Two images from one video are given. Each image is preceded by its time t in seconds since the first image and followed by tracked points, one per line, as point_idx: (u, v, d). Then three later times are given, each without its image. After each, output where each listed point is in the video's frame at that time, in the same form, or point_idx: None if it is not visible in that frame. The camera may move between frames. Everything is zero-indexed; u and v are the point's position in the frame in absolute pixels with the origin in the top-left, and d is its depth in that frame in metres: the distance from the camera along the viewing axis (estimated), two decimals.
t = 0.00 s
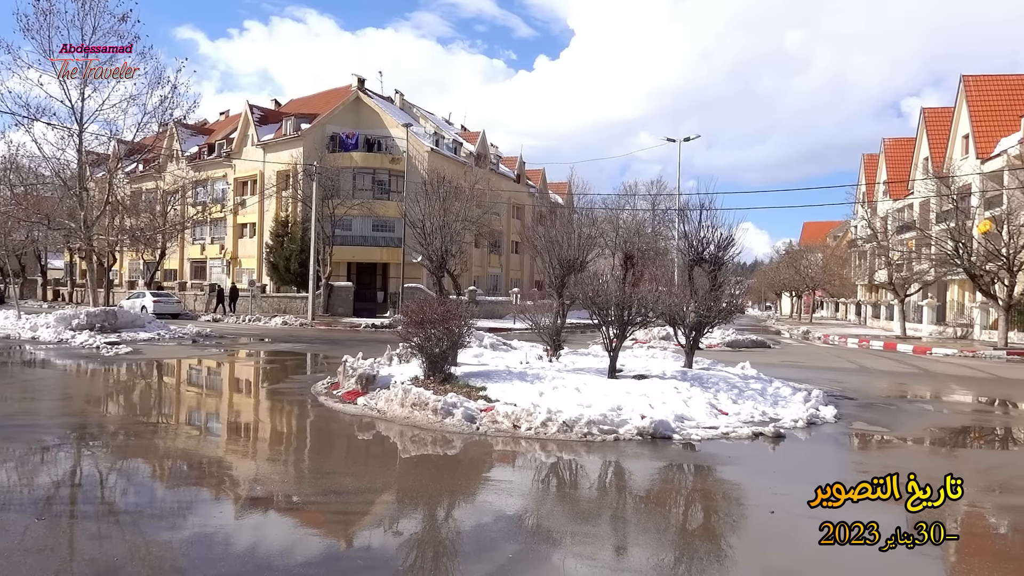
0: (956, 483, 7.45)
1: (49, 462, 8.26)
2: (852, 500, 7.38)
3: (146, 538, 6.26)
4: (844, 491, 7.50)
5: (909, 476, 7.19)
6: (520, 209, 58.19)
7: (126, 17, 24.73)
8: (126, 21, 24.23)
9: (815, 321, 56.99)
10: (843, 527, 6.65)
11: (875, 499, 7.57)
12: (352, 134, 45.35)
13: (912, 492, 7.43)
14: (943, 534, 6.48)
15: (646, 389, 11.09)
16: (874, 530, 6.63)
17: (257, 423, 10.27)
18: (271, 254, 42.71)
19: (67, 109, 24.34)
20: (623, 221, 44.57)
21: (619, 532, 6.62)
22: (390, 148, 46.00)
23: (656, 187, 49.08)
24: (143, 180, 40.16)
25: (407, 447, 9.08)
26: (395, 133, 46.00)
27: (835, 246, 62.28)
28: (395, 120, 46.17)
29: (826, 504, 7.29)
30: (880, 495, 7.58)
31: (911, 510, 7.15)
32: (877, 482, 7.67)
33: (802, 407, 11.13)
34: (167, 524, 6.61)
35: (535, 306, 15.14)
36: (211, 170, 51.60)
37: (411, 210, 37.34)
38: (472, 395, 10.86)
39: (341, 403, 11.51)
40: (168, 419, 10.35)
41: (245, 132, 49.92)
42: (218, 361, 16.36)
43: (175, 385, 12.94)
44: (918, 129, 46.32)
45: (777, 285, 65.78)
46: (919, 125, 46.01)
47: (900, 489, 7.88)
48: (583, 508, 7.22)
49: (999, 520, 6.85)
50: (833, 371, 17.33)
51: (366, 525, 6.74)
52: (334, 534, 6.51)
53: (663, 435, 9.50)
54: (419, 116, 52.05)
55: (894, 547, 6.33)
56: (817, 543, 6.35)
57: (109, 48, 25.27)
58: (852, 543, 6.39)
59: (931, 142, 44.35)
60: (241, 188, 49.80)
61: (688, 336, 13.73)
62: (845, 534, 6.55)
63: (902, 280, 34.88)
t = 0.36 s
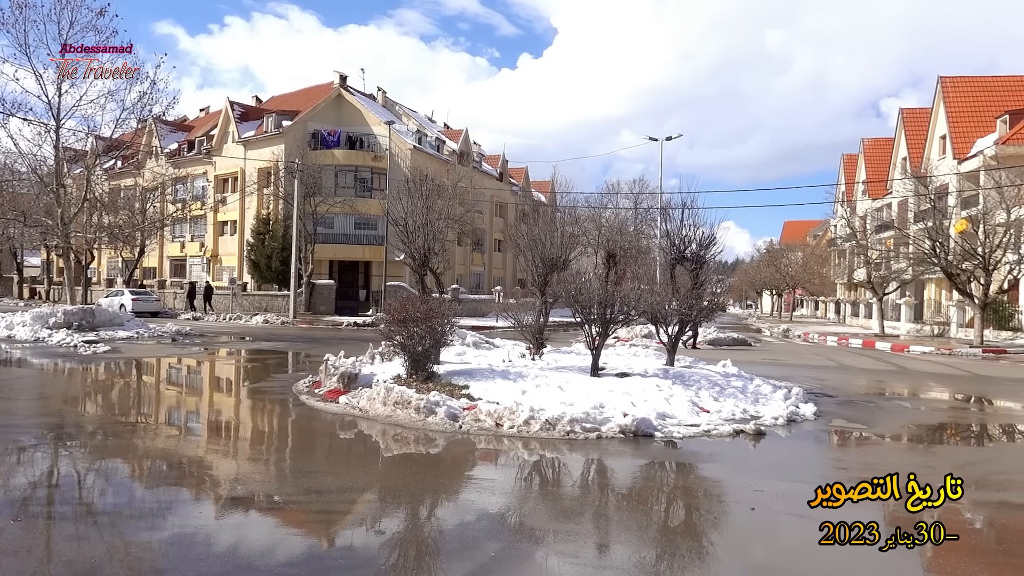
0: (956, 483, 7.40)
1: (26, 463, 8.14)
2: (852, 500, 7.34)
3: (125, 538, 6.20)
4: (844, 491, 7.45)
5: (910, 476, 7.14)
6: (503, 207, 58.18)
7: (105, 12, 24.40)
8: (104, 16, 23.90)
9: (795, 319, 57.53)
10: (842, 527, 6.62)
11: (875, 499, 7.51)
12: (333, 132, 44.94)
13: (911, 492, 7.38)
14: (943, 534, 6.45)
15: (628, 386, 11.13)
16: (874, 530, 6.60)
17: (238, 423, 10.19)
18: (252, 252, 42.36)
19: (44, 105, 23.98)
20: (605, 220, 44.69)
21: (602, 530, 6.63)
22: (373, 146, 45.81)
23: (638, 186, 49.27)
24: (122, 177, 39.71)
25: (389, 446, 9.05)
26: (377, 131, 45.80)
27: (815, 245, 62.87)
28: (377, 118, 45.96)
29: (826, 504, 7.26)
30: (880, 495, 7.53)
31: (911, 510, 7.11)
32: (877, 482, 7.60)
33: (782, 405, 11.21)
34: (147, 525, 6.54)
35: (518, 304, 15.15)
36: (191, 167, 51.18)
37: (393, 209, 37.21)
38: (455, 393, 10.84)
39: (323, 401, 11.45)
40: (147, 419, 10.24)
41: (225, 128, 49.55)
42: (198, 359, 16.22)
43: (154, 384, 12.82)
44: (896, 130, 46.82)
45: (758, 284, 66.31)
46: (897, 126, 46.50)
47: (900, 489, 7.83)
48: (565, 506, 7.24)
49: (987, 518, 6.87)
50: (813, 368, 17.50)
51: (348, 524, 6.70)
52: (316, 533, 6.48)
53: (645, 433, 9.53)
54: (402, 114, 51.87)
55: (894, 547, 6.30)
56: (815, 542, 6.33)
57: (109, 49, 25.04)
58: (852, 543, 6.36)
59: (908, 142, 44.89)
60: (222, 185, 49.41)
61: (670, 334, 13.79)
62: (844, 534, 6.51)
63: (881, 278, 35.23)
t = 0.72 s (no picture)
0: (955, 483, 7.39)
1: None
2: (853, 500, 7.33)
3: (101, 542, 6.11)
4: (844, 491, 7.45)
5: (910, 476, 7.12)
6: (483, 207, 58.14)
7: (80, 8, 24.08)
8: (78, 12, 23.58)
9: (773, 318, 58.07)
10: (843, 527, 6.61)
11: (876, 499, 7.49)
12: (313, 131, 44.89)
13: (912, 492, 7.37)
14: (943, 534, 6.45)
15: (608, 386, 11.17)
16: (874, 530, 6.60)
17: (217, 424, 10.09)
18: (231, 251, 42.00)
19: (17, 101, 23.61)
20: (585, 219, 44.82)
21: (582, 529, 6.64)
22: (352, 145, 45.62)
23: (618, 186, 49.49)
24: (98, 176, 39.18)
25: (369, 446, 9.00)
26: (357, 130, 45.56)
27: (793, 244, 63.53)
28: (357, 117, 45.73)
29: (826, 504, 7.26)
30: (879, 495, 7.51)
31: (911, 510, 7.10)
32: (877, 482, 7.59)
33: (761, 404, 11.31)
34: (124, 527, 6.45)
35: (498, 303, 15.16)
36: (168, 165, 50.66)
37: (373, 208, 37.06)
38: (436, 393, 10.82)
39: (302, 402, 11.37)
40: (123, 420, 10.11)
41: (203, 126, 49.11)
42: (175, 360, 16.05)
43: (130, 385, 12.65)
44: (872, 131, 47.35)
45: (737, 283, 66.89)
46: (873, 127, 47.03)
47: (900, 489, 7.82)
48: (546, 506, 7.23)
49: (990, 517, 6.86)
50: (790, 367, 17.70)
51: (328, 525, 6.66)
52: (295, 535, 6.43)
53: (625, 432, 9.57)
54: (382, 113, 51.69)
55: (894, 546, 6.29)
56: (815, 542, 6.32)
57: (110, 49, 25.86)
58: (852, 543, 6.36)
59: (884, 143, 45.41)
60: (200, 184, 48.98)
61: (650, 333, 13.84)
62: (845, 534, 6.51)
63: (857, 278, 35.65)
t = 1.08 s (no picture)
0: (956, 483, 7.44)
1: None
2: (853, 500, 7.40)
3: (72, 548, 6.00)
4: (843, 490, 7.52)
5: (910, 477, 7.18)
6: (461, 208, 58.09)
7: (52, 5, 23.66)
8: (49, 10, 23.14)
9: (749, 320, 58.67)
10: (843, 527, 6.67)
11: (875, 499, 7.56)
12: (290, 131, 44.69)
13: (912, 492, 7.43)
14: (943, 534, 6.50)
15: (586, 388, 11.20)
16: (874, 530, 6.65)
17: (191, 427, 9.97)
18: (206, 253, 41.58)
19: None
20: (563, 221, 44.98)
21: (559, 531, 6.65)
22: (329, 145, 45.39)
23: (596, 188, 49.71)
24: (71, 176, 38.56)
25: (347, 449, 8.95)
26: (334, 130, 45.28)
27: (768, 247, 64.22)
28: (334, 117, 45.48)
29: (826, 504, 7.34)
30: (880, 495, 7.57)
31: (911, 510, 7.16)
32: (877, 482, 7.65)
33: (737, 405, 11.41)
34: (95, 533, 6.35)
35: (476, 305, 15.17)
36: (142, 165, 50.06)
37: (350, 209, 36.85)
38: (413, 395, 10.79)
39: (278, 405, 11.28)
40: (95, 424, 9.96)
41: (177, 126, 48.58)
42: (149, 363, 15.86)
43: (102, 388, 12.47)
44: (845, 135, 47.96)
45: (713, 286, 67.49)
46: (846, 132, 47.62)
47: (900, 489, 7.88)
48: (523, 508, 7.24)
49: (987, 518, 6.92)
50: (765, 368, 17.93)
51: (304, 529, 6.61)
52: (271, 539, 6.37)
53: (602, 433, 9.61)
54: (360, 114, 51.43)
55: (893, 546, 6.35)
56: (816, 542, 6.38)
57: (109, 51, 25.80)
58: (852, 542, 6.41)
59: (858, 147, 46.05)
60: (174, 185, 48.46)
61: (627, 335, 13.90)
62: (845, 534, 6.56)
63: (831, 280, 36.14)
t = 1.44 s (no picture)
0: (956, 483, 7.53)
1: None
2: (853, 500, 7.47)
3: (38, 554, 5.88)
4: (843, 491, 7.60)
5: (910, 477, 7.26)
6: (436, 210, 57.99)
7: None
8: (16, 5, 22.64)
9: (721, 322, 59.31)
10: (842, 527, 6.74)
11: (876, 499, 7.63)
12: (263, 131, 44.20)
13: (912, 492, 7.51)
14: (943, 534, 6.56)
15: (560, 390, 11.24)
16: (874, 530, 6.70)
17: (160, 431, 9.81)
18: (176, 253, 41.03)
19: None
20: (538, 224, 45.07)
21: (533, 533, 6.66)
22: (303, 146, 45.03)
23: (571, 191, 49.89)
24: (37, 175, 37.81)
25: (319, 452, 8.88)
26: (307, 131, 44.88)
27: (740, 250, 64.98)
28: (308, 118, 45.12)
29: (826, 504, 7.42)
30: (880, 495, 7.65)
31: (911, 510, 7.23)
32: (877, 482, 7.72)
33: (709, 407, 11.52)
34: (62, 538, 6.22)
35: (451, 308, 15.15)
36: (110, 164, 49.24)
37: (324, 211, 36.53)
38: (387, 398, 10.74)
39: (249, 408, 11.17)
40: (61, 428, 9.77)
41: (147, 125, 47.88)
42: (116, 365, 15.61)
43: (67, 391, 12.24)
44: (815, 140, 48.65)
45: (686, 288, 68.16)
46: (816, 137, 48.30)
47: (900, 489, 7.95)
48: (497, 510, 7.23)
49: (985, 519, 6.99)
50: (736, 370, 18.15)
51: (276, 533, 6.54)
52: (242, 543, 6.30)
53: (577, 435, 9.64)
54: (334, 114, 51.07)
55: (893, 546, 6.40)
56: (816, 542, 6.44)
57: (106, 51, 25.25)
58: (852, 542, 6.48)
59: (827, 152, 46.75)
60: (144, 184, 47.74)
61: (601, 337, 13.98)
62: (845, 534, 6.63)
63: (801, 283, 36.64)
